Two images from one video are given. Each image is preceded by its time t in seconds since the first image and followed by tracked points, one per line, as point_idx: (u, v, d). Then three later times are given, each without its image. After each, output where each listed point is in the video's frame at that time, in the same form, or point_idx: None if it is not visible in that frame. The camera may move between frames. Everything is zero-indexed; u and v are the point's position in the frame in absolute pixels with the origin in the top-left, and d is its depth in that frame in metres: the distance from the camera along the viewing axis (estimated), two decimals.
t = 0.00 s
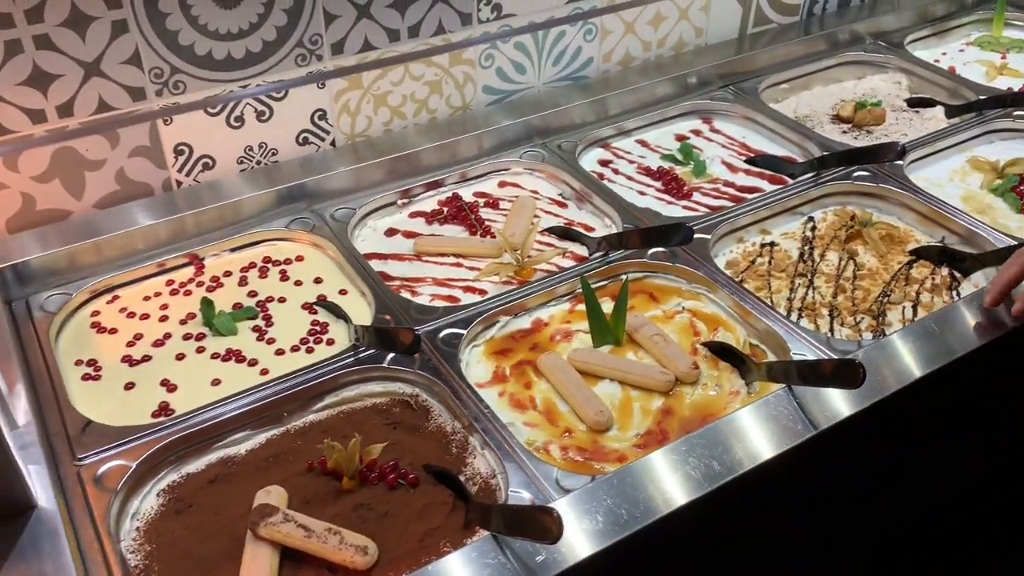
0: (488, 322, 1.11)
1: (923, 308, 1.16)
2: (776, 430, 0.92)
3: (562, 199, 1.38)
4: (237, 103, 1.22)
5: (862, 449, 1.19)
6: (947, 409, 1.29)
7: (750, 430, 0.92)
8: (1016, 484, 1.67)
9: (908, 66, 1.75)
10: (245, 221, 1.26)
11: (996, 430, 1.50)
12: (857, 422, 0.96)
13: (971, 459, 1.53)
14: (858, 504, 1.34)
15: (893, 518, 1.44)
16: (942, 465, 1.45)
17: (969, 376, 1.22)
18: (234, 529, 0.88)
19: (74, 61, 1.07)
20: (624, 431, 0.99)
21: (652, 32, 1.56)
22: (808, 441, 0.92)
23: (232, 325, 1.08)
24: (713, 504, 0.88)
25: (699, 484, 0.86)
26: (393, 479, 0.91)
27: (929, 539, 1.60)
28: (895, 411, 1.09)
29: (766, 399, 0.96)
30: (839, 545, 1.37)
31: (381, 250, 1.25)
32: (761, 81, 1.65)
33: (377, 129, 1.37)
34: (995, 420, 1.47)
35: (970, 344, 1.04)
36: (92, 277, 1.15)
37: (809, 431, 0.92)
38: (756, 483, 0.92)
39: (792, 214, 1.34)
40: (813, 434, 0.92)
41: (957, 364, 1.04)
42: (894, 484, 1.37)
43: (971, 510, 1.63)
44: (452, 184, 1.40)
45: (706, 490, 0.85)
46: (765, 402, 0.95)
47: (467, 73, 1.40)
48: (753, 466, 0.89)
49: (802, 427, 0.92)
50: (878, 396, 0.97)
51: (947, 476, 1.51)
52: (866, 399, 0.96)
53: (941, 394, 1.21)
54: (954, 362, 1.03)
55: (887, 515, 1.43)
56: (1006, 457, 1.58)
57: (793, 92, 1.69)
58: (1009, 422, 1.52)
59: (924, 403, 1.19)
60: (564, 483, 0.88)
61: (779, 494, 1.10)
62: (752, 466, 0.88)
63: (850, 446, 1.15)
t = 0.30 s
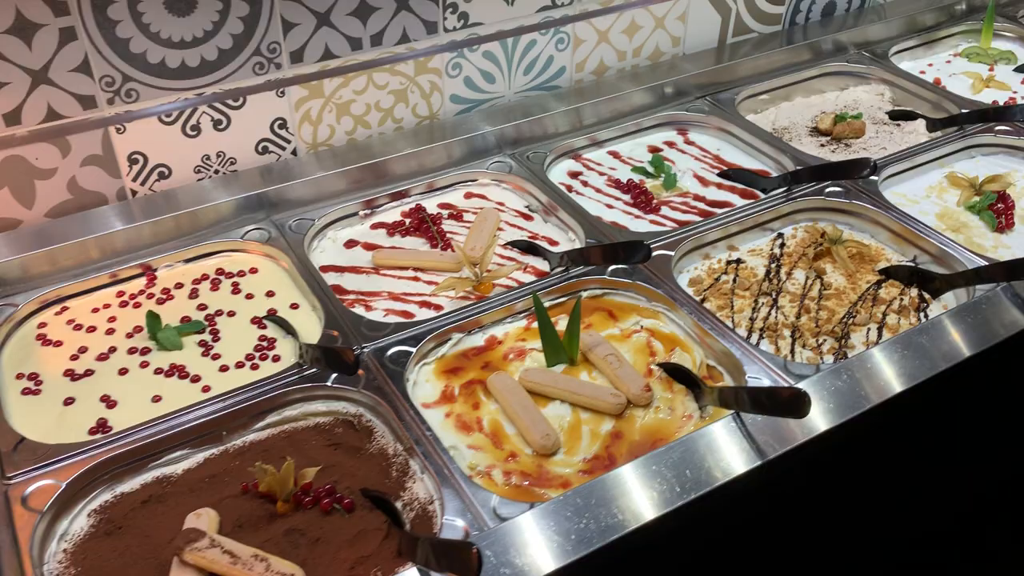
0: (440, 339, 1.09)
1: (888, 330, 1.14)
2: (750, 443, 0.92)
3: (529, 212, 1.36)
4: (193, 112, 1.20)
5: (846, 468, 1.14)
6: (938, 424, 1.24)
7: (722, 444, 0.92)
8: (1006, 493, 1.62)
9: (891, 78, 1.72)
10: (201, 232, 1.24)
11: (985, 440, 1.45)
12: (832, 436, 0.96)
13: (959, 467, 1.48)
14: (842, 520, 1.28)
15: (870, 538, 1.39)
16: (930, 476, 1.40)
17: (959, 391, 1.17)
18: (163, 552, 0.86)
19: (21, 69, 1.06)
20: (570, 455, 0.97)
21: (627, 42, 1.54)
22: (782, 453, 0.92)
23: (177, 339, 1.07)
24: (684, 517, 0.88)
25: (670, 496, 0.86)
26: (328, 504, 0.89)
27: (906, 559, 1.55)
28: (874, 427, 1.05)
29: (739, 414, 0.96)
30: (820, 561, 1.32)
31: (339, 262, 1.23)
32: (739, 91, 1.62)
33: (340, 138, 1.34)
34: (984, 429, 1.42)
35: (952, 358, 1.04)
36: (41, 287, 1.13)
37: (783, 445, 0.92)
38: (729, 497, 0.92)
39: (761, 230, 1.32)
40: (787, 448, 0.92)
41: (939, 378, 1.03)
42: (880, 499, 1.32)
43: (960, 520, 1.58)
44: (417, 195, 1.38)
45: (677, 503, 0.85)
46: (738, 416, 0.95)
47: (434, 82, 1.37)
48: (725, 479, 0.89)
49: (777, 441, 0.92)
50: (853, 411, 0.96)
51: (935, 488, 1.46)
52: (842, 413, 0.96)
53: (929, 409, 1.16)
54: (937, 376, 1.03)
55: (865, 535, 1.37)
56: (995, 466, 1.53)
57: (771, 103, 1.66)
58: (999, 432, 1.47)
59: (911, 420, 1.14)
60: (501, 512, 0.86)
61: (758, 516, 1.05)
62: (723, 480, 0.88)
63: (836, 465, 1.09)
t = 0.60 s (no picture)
0: (379, 362, 1.05)
1: (847, 357, 1.09)
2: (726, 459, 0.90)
3: (487, 227, 1.32)
4: (137, 123, 1.17)
5: (828, 486, 1.10)
6: (921, 444, 1.19)
7: (696, 460, 0.90)
8: (1008, 505, 1.58)
9: (872, 91, 1.67)
10: (146, 245, 1.21)
11: (982, 454, 1.40)
12: (812, 453, 0.94)
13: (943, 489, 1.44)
14: (824, 546, 1.25)
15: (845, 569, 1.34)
16: (912, 500, 1.35)
17: (949, 407, 1.13)
18: None
19: None
20: (503, 487, 0.92)
21: (596, 52, 1.50)
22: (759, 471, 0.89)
23: (108, 358, 1.04)
24: (656, 536, 0.86)
25: (640, 515, 0.84)
26: (244, 536, 0.85)
27: None
28: (856, 443, 1.01)
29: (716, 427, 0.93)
30: None
31: (286, 277, 1.20)
32: (713, 104, 1.58)
33: (293, 149, 1.31)
34: (980, 443, 1.38)
35: (939, 376, 1.01)
36: None
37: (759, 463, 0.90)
38: (703, 515, 0.90)
39: (724, 250, 1.28)
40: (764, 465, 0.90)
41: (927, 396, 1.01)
42: (867, 516, 1.28)
43: (957, 533, 1.54)
44: (374, 208, 1.34)
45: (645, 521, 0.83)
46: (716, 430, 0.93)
47: (392, 93, 1.34)
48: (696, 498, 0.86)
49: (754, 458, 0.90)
50: (835, 428, 0.95)
51: (928, 503, 1.41)
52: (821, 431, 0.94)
53: (916, 425, 1.12)
54: (922, 395, 1.00)
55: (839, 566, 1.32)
56: (993, 478, 1.49)
57: (746, 116, 1.62)
58: (998, 445, 1.42)
59: (896, 436, 1.10)
60: (420, 549, 0.82)
61: (726, 539, 1.00)
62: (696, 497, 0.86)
63: (814, 484, 1.05)
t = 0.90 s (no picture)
0: (320, 386, 1.02)
1: (806, 385, 1.06)
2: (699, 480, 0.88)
3: (447, 242, 1.29)
4: (83, 135, 1.14)
5: (804, 505, 1.06)
6: (895, 471, 1.15)
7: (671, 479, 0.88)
8: (1010, 522, 1.53)
9: (853, 104, 1.63)
10: (92, 260, 1.18)
11: (973, 471, 1.36)
12: (792, 473, 0.92)
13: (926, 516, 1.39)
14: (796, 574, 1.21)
15: None
16: (892, 527, 1.31)
17: (931, 428, 1.09)
18: None
19: None
20: (438, 520, 0.89)
21: (566, 63, 1.47)
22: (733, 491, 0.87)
23: (43, 379, 1.01)
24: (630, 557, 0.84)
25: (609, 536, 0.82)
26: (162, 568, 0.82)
27: None
28: (824, 461, 0.98)
29: (694, 445, 0.91)
30: None
31: (234, 294, 1.17)
32: (688, 116, 1.54)
33: (249, 162, 1.28)
34: (966, 464, 1.33)
35: (924, 395, 0.99)
36: None
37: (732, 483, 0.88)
38: (675, 539, 0.87)
39: (688, 269, 1.24)
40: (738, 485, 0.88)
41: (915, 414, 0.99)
42: (842, 543, 1.23)
43: (950, 552, 1.50)
44: (332, 222, 1.31)
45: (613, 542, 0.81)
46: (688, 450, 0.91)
47: (351, 105, 1.31)
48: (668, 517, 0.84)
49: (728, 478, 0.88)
50: (814, 448, 0.93)
51: (917, 523, 1.38)
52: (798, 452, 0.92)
53: (895, 447, 1.08)
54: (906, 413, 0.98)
55: None
56: (987, 495, 1.45)
57: (722, 129, 1.58)
58: (986, 466, 1.38)
59: (875, 457, 1.06)
60: None
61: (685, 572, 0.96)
62: (670, 519, 0.84)
63: (785, 509, 1.02)
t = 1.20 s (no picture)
0: (262, 407, 1.00)
1: (762, 409, 1.03)
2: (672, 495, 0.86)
3: (407, 257, 1.27)
4: (31, 147, 1.12)
5: (770, 533, 1.04)
6: (872, 490, 1.11)
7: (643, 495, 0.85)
8: (1001, 547, 1.50)
9: (831, 115, 1.60)
10: (40, 274, 1.16)
11: (955, 493, 1.33)
12: (769, 488, 0.90)
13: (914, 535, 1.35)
14: None
15: None
16: (876, 546, 1.27)
17: (901, 454, 1.06)
18: None
19: None
20: (372, 549, 0.87)
21: (534, 74, 1.44)
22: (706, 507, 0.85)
23: None
24: None
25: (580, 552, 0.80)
26: None
27: None
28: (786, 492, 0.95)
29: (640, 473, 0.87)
30: None
31: (184, 310, 1.15)
32: (660, 128, 1.51)
33: (204, 174, 1.26)
34: (952, 481, 1.29)
35: (906, 409, 0.97)
36: None
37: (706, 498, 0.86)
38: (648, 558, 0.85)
39: (650, 286, 1.22)
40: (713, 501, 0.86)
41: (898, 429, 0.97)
42: (821, 563, 1.20)
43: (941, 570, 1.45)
44: (290, 235, 1.29)
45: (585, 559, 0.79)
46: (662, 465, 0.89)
47: (310, 116, 1.29)
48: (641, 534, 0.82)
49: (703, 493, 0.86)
50: (793, 463, 0.90)
51: (904, 542, 1.34)
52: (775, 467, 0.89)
53: (864, 471, 1.05)
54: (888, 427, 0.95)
55: None
56: (976, 514, 1.42)
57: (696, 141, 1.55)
58: (973, 482, 1.34)
59: (843, 484, 1.04)
60: None
61: None
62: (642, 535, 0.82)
63: (752, 530, 0.99)
